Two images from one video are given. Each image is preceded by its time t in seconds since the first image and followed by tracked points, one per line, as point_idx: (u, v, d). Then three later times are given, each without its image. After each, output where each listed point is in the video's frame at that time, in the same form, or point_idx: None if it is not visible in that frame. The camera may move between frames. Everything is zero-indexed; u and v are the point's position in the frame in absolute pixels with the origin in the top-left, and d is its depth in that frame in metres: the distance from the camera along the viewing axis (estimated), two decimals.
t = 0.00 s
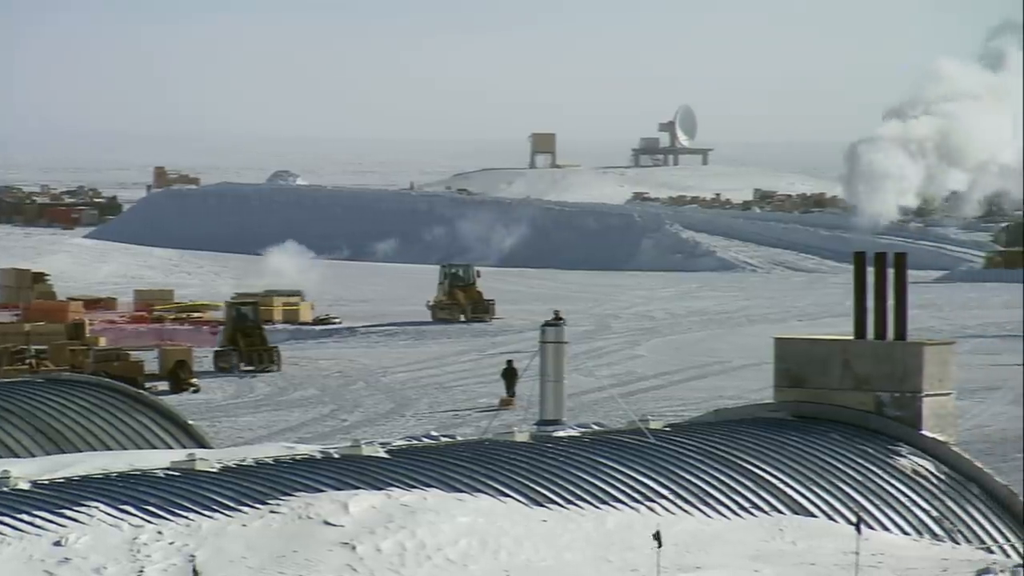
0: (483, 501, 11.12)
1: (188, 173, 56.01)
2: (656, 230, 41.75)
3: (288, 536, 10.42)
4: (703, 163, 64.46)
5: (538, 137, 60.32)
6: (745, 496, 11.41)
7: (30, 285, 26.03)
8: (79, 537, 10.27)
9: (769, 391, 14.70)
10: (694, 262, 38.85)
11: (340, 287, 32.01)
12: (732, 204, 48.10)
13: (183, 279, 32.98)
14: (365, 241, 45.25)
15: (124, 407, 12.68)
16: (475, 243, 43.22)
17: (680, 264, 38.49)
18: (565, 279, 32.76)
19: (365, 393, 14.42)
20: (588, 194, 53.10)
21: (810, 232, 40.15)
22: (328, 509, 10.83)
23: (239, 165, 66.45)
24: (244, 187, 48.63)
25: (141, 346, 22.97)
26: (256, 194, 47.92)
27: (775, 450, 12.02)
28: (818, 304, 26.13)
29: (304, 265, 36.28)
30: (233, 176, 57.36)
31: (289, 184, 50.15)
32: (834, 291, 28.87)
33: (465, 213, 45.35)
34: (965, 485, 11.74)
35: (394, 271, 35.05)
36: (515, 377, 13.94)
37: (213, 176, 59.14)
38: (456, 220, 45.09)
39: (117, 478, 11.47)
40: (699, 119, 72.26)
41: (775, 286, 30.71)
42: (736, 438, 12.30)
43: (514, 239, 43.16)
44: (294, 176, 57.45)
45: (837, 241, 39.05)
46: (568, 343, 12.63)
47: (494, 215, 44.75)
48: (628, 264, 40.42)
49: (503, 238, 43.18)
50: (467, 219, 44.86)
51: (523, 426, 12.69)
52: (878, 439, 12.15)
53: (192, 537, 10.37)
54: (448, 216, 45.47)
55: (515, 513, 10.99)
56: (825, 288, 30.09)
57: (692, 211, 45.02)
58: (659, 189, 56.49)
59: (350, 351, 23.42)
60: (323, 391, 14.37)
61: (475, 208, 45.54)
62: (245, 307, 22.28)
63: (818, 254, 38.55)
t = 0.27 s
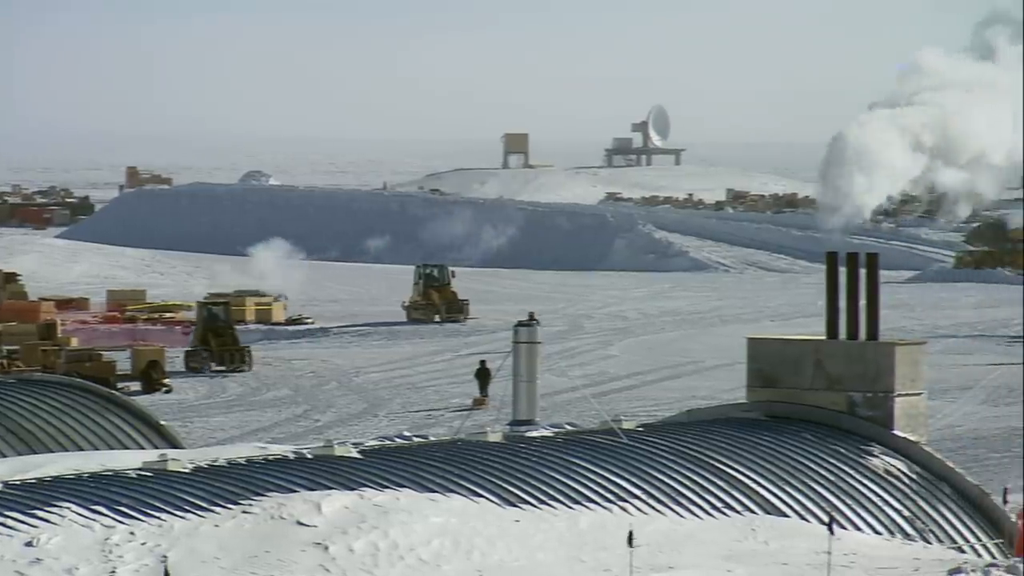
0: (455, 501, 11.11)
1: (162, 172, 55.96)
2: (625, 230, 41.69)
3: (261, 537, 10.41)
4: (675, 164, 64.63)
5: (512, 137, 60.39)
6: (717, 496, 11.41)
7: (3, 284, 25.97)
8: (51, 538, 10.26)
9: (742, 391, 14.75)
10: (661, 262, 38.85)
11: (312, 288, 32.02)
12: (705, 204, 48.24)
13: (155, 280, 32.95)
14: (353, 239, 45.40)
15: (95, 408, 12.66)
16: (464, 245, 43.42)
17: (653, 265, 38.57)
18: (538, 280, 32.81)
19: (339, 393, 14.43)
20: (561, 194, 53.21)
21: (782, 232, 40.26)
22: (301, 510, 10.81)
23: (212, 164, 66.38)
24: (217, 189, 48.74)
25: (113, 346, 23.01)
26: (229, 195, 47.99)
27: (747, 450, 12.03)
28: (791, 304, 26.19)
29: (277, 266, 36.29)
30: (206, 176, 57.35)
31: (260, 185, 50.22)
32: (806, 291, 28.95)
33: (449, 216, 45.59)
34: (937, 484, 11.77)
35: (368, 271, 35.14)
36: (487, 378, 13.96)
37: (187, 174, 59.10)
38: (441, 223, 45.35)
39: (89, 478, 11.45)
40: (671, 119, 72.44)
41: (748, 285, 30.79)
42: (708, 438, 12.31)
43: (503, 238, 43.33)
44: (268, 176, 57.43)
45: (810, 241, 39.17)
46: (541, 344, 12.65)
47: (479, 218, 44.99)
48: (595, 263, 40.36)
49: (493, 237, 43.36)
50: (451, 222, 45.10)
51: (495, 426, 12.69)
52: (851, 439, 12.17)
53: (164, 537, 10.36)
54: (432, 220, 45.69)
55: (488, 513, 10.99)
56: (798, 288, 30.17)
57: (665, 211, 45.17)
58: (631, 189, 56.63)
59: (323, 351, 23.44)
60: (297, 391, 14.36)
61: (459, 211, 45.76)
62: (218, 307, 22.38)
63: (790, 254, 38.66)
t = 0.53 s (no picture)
0: (429, 501, 11.10)
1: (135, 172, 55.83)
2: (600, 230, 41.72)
3: (234, 537, 10.39)
4: (648, 164, 64.72)
5: (485, 137, 60.43)
6: (691, 496, 11.42)
7: None
8: (23, 538, 10.25)
9: (715, 391, 14.78)
10: (634, 263, 38.89)
11: (285, 288, 31.99)
12: (678, 204, 48.30)
13: (128, 280, 32.91)
14: (340, 240, 45.40)
15: (68, 408, 12.63)
16: (453, 243, 43.51)
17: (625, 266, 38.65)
18: (512, 280, 32.82)
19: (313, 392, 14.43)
20: (535, 194, 53.25)
21: (755, 232, 40.33)
22: (275, 510, 10.79)
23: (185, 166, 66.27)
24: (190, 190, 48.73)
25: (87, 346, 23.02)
26: (202, 195, 47.74)
27: (720, 450, 12.04)
28: (764, 304, 26.23)
29: (251, 266, 36.26)
30: (178, 175, 57.28)
31: (233, 185, 50.16)
32: (780, 291, 29.00)
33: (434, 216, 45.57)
34: (910, 484, 11.79)
35: (341, 271, 35.15)
36: (462, 376, 13.95)
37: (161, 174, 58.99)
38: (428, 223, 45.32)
39: (61, 479, 11.43)
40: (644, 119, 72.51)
41: (721, 286, 30.83)
42: (682, 438, 12.32)
43: (491, 239, 43.30)
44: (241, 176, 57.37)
45: (783, 241, 39.23)
46: (516, 344, 12.65)
47: (462, 217, 45.13)
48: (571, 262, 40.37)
49: (481, 238, 43.35)
50: (435, 222, 45.10)
51: (469, 426, 12.69)
52: (824, 438, 12.19)
53: (137, 538, 10.35)
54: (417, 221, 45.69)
55: (461, 513, 10.97)
56: (771, 288, 30.22)
57: (638, 211, 45.23)
58: (605, 189, 56.69)
59: (296, 351, 23.41)
60: (271, 391, 14.36)
61: (443, 211, 45.76)
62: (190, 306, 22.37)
63: (764, 254, 38.72)
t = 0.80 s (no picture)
0: (404, 501, 11.09)
1: (110, 172, 55.74)
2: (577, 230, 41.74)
3: (209, 537, 10.38)
4: (623, 164, 64.83)
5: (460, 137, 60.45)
6: (666, 496, 11.43)
7: None
8: None
9: (690, 390, 14.80)
10: (609, 262, 38.92)
11: (260, 289, 31.98)
12: (653, 204, 48.37)
13: (102, 280, 32.87)
14: (330, 237, 45.39)
15: (43, 408, 12.61)
16: (444, 243, 43.49)
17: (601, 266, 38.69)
18: (488, 280, 32.84)
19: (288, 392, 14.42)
20: (510, 194, 53.27)
21: (730, 233, 40.40)
22: (249, 510, 10.77)
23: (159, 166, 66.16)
24: (166, 189, 48.68)
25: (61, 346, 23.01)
26: (177, 195, 48.28)
27: (695, 450, 12.04)
28: (738, 304, 26.26)
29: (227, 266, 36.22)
30: (154, 175, 57.24)
31: (208, 184, 50.11)
32: (755, 291, 29.06)
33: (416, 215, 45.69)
34: (884, 484, 11.81)
35: (318, 272, 35.13)
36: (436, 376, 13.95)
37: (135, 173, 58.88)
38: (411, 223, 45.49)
39: (35, 480, 11.42)
40: (618, 120, 72.64)
41: (696, 286, 30.87)
42: (656, 438, 12.33)
43: (482, 241, 43.21)
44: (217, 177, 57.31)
45: (758, 241, 39.29)
46: (491, 344, 12.65)
47: (447, 216, 45.13)
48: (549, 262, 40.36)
49: (472, 239, 43.27)
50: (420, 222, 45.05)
51: (444, 426, 12.69)
52: (798, 439, 12.21)
53: (112, 538, 10.34)
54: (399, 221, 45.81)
55: (436, 513, 10.96)
56: (746, 288, 30.27)
57: (613, 211, 45.27)
58: (580, 189, 56.77)
59: (271, 351, 23.39)
60: (246, 391, 14.35)
61: (427, 212, 45.81)
62: (163, 306, 22.37)
63: (739, 254, 38.78)
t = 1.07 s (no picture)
0: (379, 502, 11.07)
1: (85, 172, 55.61)
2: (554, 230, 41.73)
3: (183, 538, 10.36)
4: (598, 163, 64.88)
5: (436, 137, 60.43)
6: (641, 496, 11.42)
7: None
8: None
9: (665, 390, 14.81)
10: (586, 262, 38.93)
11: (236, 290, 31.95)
12: (628, 204, 48.41)
13: (76, 280, 32.79)
14: (320, 237, 45.32)
15: (17, 408, 12.59)
16: (434, 242, 43.41)
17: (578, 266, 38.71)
18: (464, 280, 32.84)
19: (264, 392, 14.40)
20: (486, 194, 53.27)
21: (706, 233, 40.45)
22: (224, 510, 10.75)
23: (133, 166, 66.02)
24: (141, 189, 48.47)
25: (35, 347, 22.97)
26: (151, 194, 48.06)
27: (670, 450, 12.05)
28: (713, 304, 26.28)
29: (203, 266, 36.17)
30: (129, 175, 57.12)
31: (183, 185, 49.95)
32: (730, 291, 29.09)
33: (400, 215, 45.60)
34: (859, 483, 11.83)
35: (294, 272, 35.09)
36: (412, 376, 13.95)
37: (110, 173, 58.74)
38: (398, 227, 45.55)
39: (10, 480, 11.41)
40: (593, 120, 72.73)
41: (672, 286, 30.89)
42: (632, 438, 12.33)
43: (470, 239, 43.14)
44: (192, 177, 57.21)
45: (732, 241, 39.35)
46: (467, 344, 12.65)
47: (432, 216, 45.06)
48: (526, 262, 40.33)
49: (460, 238, 43.19)
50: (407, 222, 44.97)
51: (420, 426, 12.69)
52: (774, 438, 12.21)
53: (86, 539, 10.34)
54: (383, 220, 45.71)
55: (411, 513, 10.94)
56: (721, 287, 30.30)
57: (588, 211, 45.30)
58: (556, 188, 56.80)
59: (247, 351, 23.37)
60: (222, 392, 14.34)
61: (412, 211, 45.73)
62: (136, 306, 22.35)
63: (714, 254, 38.83)
